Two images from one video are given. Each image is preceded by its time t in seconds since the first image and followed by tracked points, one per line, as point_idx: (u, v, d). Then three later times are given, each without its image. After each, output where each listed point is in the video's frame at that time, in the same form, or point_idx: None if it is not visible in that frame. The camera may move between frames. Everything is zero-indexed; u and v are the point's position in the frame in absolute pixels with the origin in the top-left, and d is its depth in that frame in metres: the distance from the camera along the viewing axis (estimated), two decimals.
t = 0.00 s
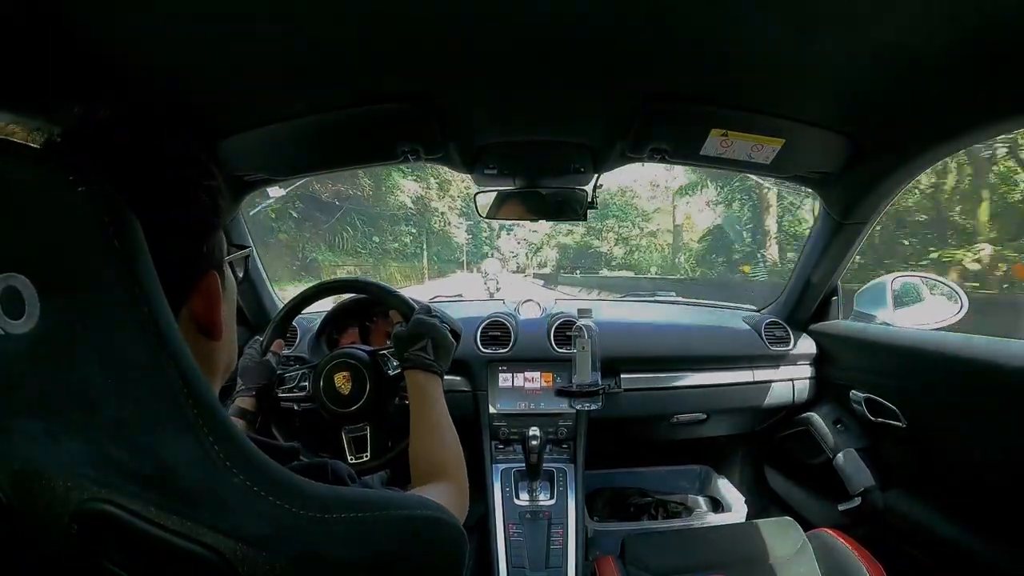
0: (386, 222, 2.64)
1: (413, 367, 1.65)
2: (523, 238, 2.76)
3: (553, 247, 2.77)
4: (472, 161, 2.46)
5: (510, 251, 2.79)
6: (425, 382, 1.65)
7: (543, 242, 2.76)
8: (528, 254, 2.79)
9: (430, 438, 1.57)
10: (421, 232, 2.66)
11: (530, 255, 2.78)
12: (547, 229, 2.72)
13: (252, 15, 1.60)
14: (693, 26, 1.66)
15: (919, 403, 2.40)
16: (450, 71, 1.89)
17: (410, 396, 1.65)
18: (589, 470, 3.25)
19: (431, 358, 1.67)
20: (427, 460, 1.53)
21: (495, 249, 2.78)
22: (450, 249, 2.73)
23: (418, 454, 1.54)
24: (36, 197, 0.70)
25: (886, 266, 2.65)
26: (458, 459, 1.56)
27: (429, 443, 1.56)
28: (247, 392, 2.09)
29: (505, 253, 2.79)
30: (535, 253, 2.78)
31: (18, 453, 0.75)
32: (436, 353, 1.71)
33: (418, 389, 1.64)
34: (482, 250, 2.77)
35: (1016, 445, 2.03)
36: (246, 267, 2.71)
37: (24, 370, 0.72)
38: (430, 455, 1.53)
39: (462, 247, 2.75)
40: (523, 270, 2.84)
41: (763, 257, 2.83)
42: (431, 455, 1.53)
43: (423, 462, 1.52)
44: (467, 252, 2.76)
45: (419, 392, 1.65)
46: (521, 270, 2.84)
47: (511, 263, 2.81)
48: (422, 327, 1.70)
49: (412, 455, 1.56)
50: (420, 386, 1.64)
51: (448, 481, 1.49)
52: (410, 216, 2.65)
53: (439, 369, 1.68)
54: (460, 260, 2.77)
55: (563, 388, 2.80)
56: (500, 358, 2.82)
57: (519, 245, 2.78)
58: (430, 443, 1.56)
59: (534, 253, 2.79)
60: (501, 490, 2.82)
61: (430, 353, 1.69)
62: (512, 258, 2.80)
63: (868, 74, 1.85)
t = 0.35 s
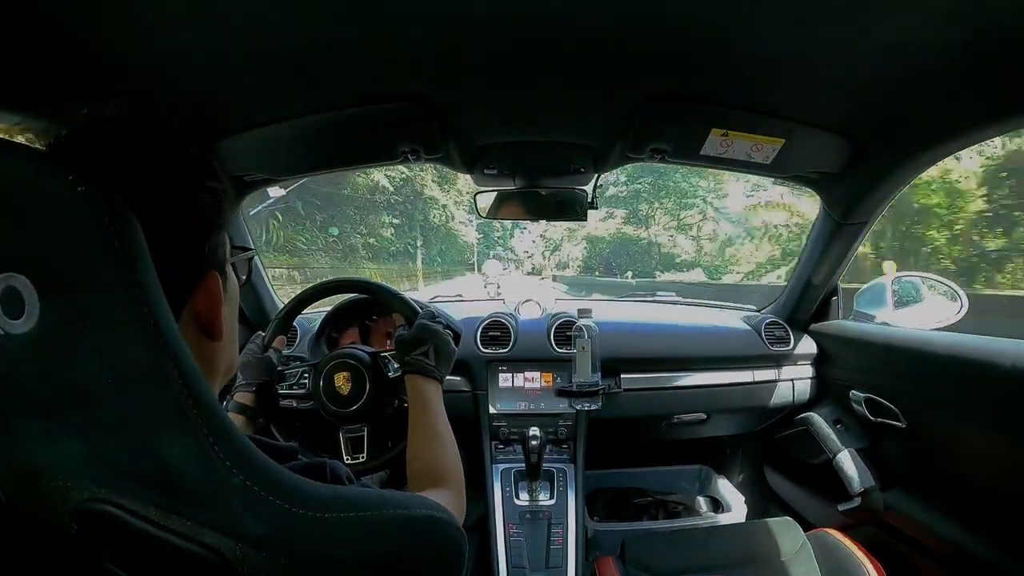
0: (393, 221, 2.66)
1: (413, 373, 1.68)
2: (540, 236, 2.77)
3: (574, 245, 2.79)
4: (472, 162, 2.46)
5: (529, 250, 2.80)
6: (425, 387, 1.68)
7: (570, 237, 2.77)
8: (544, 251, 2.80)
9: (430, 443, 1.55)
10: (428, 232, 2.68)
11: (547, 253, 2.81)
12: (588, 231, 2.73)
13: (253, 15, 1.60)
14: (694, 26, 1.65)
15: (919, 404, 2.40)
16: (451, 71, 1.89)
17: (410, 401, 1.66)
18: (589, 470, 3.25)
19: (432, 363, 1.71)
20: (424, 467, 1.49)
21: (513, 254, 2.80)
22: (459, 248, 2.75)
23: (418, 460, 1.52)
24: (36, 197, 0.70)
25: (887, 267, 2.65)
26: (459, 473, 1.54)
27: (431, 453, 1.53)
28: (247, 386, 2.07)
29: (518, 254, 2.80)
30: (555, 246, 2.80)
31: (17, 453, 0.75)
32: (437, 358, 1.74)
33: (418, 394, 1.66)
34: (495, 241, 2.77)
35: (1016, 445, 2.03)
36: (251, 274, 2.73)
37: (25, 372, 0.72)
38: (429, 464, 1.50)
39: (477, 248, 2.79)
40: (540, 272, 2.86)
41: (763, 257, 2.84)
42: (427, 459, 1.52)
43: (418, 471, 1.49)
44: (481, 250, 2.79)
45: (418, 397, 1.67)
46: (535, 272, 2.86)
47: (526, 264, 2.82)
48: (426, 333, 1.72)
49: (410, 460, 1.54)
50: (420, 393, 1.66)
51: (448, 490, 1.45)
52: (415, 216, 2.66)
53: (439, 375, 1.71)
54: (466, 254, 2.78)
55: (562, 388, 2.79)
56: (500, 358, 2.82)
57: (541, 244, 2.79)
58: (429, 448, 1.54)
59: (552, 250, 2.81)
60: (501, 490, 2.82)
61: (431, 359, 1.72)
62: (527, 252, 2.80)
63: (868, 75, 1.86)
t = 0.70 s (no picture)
0: (395, 220, 2.65)
1: (418, 379, 1.71)
2: (549, 231, 2.74)
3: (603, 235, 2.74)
4: (472, 162, 2.46)
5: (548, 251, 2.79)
6: (428, 392, 1.70)
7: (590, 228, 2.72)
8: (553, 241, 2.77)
9: (431, 449, 1.54)
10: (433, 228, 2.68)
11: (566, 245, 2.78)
12: (632, 208, 2.65)
13: (253, 15, 1.59)
14: (694, 26, 1.65)
15: (919, 404, 2.40)
16: (451, 71, 1.89)
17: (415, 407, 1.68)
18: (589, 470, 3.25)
19: (438, 370, 1.75)
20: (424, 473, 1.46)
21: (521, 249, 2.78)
22: (464, 246, 2.76)
23: (419, 467, 1.49)
24: (36, 196, 0.70)
25: (887, 270, 2.65)
26: (459, 485, 1.49)
27: (433, 459, 1.51)
28: (247, 376, 2.07)
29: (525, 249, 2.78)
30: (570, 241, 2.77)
31: (17, 452, 0.75)
32: (442, 365, 1.80)
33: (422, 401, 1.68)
34: (506, 245, 2.77)
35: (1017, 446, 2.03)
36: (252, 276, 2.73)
37: (25, 371, 0.72)
38: (429, 472, 1.47)
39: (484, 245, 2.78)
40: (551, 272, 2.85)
41: (763, 257, 2.84)
42: (423, 464, 1.49)
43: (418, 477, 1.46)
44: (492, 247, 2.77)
45: (422, 404, 1.68)
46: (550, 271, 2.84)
47: (536, 260, 2.80)
48: (433, 340, 1.79)
49: (411, 465, 1.52)
50: (424, 398, 1.69)
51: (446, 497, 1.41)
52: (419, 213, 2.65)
53: (444, 383, 1.75)
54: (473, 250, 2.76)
55: (563, 389, 2.79)
56: (500, 359, 2.82)
57: (558, 239, 2.77)
58: (431, 456, 1.52)
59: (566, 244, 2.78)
60: (501, 490, 2.82)
61: (437, 365, 1.77)
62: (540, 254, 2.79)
63: (868, 75, 1.85)
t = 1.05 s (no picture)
0: (394, 220, 2.64)
1: (418, 379, 1.70)
2: (553, 230, 2.73)
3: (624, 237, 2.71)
4: (472, 162, 2.46)
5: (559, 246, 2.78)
6: (429, 393, 1.69)
7: (608, 225, 2.69)
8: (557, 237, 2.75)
9: (432, 449, 1.54)
10: (433, 228, 2.66)
11: (578, 239, 2.75)
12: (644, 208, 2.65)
13: (252, 15, 1.59)
14: (694, 26, 1.65)
15: (919, 404, 2.40)
16: (451, 71, 1.89)
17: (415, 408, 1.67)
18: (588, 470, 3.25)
19: (438, 370, 1.74)
20: (425, 472, 1.47)
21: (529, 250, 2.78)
22: (464, 247, 2.75)
23: (420, 466, 1.50)
24: (36, 196, 0.70)
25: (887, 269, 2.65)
26: (458, 489, 1.49)
27: (433, 459, 1.51)
28: (247, 377, 2.06)
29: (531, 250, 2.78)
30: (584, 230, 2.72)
31: (17, 452, 0.75)
32: (443, 365, 1.79)
33: (423, 402, 1.67)
34: (510, 246, 2.78)
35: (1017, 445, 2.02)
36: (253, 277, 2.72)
37: (25, 371, 0.72)
38: (430, 470, 1.48)
39: (485, 246, 2.78)
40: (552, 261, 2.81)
41: (764, 258, 2.83)
42: (422, 465, 1.50)
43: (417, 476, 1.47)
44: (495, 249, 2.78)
45: (422, 405, 1.68)
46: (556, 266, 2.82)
47: (543, 262, 2.81)
48: (434, 340, 1.78)
49: (411, 464, 1.52)
50: (425, 399, 1.68)
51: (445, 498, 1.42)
52: (418, 214, 2.64)
53: (444, 383, 1.73)
54: (473, 250, 2.77)
55: (563, 389, 2.79)
56: (500, 359, 2.82)
57: (570, 233, 2.74)
58: (431, 453, 1.52)
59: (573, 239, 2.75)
60: (501, 490, 2.82)
61: (437, 365, 1.76)
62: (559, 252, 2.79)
63: (868, 74, 1.85)
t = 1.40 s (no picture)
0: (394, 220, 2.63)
1: (419, 379, 1.70)
2: (555, 231, 2.73)
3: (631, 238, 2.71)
4: (472, 162, 2.46)
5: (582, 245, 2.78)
6: (430, 395, 1.69)
7: (623, 223, 2.70)
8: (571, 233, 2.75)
9: (434, 451, 1.54)
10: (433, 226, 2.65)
11: (602, 233, 2.73)
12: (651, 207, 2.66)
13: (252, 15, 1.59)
14: (694, 26, 1.65)
15: (919, 404, 2.40)
16: (452, 71, 1.89)
17: (417, 409, 1.67)
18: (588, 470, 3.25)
19: (439, 372, 1.73)
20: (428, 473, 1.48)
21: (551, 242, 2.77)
22: (463, 246, 2.74)
23: (422, 467, 1.50)
24: (35, 197, 0.70)
25: (887, 270, 2.65)
26: (459, 487, 1.50)
27: (435, 460, 1.51)
28: (247, 377, 2.06)
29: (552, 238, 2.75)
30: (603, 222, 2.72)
31: (17, 453, 0.75)
32: (443, 367, 1.78)
33: (424, 403, 1.67)
34: (512, 248, 2.78)
35: (1016, 446, 2.02)
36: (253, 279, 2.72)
37: (25, 371, 0.72)
38: (432, 472, 1.48)
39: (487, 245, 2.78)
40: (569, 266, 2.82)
41: (764, 259, 2.82)
42: (423, 466, 1.50)
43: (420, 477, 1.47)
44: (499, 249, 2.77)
45: (423, 406, 1.68)
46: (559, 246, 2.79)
47: (549, 263, 2.82)
48: (434, 341, 1.77)
49: (413, 466, 1.52)
50: (426, 400, 1.68)
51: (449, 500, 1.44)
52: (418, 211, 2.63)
53: (444, 385, 1.73)
54: (473, 249, 2.77)
55: (563, 389, 2.79)
56: (500, 359, 2.82)
57: (586, 231, 2.73)
58: (433, 454, 1.53)
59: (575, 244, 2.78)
60: (501, 491, 2.82)
61: (437, 367, 1.75)
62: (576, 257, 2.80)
63: (869, 74, 1.85)
